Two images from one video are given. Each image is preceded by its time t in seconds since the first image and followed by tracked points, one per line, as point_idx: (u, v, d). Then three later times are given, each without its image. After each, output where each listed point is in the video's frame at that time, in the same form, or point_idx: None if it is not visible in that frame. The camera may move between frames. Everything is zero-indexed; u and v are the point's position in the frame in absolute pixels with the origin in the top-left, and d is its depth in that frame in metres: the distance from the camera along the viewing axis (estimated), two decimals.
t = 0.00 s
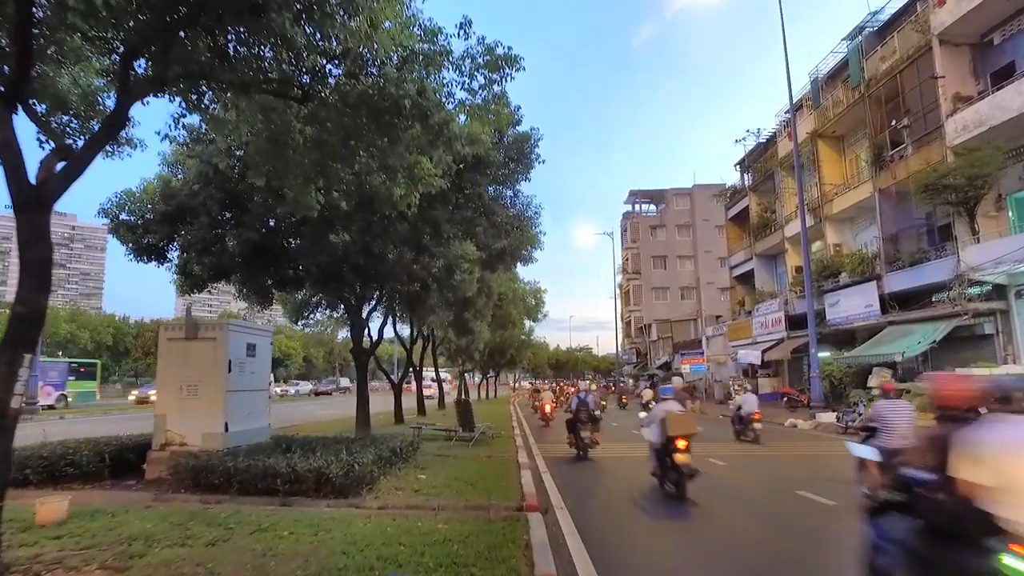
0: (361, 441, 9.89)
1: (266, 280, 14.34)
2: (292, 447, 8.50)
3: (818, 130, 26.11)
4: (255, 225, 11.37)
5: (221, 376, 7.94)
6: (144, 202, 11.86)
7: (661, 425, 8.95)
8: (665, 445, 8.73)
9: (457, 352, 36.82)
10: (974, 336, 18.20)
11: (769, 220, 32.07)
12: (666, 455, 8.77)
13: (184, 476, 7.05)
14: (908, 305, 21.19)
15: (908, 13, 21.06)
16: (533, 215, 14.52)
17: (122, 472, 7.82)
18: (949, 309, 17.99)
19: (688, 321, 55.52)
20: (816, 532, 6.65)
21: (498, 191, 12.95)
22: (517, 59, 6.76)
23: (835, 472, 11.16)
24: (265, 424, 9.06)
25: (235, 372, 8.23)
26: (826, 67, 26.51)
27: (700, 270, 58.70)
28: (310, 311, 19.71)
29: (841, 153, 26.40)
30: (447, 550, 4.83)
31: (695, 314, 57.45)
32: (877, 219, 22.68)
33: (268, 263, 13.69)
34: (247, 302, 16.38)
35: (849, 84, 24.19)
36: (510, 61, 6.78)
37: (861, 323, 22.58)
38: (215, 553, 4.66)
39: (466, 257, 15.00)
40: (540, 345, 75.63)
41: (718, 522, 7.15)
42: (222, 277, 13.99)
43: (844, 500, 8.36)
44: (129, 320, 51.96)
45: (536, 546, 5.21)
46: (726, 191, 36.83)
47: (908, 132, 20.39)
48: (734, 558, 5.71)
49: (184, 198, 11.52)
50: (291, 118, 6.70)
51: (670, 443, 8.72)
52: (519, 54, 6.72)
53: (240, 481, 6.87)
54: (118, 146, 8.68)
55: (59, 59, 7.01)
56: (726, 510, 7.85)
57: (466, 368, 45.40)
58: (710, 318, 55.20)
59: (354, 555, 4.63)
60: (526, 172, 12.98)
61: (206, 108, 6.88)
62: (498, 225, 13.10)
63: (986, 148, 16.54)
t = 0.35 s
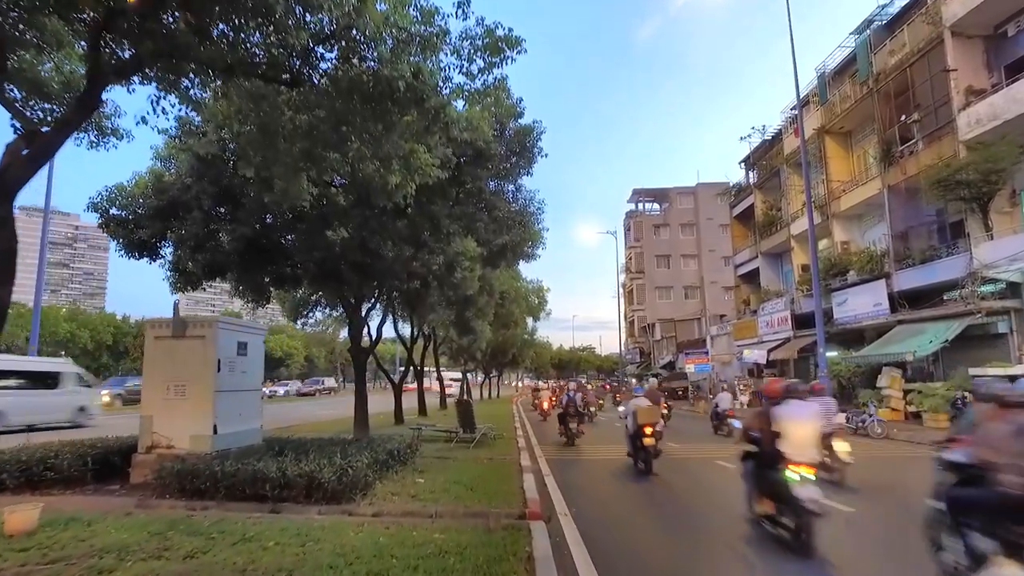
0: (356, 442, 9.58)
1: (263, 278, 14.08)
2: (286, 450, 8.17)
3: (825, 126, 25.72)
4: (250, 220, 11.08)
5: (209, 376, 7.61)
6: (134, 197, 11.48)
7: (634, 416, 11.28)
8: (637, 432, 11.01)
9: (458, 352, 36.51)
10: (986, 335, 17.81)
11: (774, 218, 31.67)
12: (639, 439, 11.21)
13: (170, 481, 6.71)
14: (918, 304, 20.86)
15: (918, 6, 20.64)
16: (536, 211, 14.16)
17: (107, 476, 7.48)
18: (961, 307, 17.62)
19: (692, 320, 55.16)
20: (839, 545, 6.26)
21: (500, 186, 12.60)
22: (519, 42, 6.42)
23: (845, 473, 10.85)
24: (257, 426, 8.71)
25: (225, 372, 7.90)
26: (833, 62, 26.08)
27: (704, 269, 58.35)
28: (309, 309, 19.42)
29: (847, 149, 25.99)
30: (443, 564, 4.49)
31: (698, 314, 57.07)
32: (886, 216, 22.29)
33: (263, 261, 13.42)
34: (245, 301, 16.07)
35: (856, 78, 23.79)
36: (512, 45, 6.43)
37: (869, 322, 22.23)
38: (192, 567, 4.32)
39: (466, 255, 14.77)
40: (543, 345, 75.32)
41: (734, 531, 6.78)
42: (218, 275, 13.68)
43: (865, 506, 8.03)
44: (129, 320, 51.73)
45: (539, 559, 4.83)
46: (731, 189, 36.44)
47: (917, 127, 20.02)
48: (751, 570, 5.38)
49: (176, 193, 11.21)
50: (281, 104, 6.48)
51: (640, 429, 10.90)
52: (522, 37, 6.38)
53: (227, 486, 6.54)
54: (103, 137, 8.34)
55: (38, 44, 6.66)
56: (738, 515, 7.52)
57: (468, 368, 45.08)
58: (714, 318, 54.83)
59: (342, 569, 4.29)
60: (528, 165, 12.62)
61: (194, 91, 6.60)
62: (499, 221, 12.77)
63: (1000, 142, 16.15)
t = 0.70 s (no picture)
0: (353, 443, 9.25)
1: (260, 274, 13.77)
2: (279, 451, 7.85)
3: (833, 121, 25.35)
4: (245, 214, 10.78)
5: (199, 373, 7.30)
6: (127, 191, 11.15)
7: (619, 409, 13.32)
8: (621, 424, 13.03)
9: (460, 351, 36.17)
10: (999, 333, 17.42)
11: (780, 216, 31.31)
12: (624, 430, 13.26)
13: (154, 484, 6.39)
14: (927, 302, 20.49)
15: None
16: (540, 207, 13.84)
17: (92, 477, 7.18)
18: (974, 305, 17.24)
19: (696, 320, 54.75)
20: (862, 552, 5.90)
21: (502, 179, 12.27)
22: (520, 21, 6.10)
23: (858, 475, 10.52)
24: (250, 426, 8.38)
25: (215, 369, 7.58)
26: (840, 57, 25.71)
27: (708, 268, 57.97)
28: (308, 307, 19.11)
29: (855, 145, 25.62)
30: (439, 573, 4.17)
31: (702, 313, 56.65)
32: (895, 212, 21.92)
33: (261, 257, 13.13)
34: (243, 298, 15.77)
35: (865, 73, 23.41)
36: (514, 24, 6.11)
37: (878, 321, 21.85)
38: None
39: (467, 251, 14.51)
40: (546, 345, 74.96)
41: (750, 538, 6.42)
42: (214, 271, 13.38)
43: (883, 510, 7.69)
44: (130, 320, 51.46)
45: (542, 569, 4.49)
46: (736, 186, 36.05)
47: (927, 121, 19.65)
48: None
49: (170, 186, 10.91)
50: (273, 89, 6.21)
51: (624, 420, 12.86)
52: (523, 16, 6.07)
53: (214, 489, 6.22)
54: (91, 126, 8.01)
55: (19, 27, 6.33)
56: (750, 519, 7.19)
57: (471, 367, 44.75)
58: (719, 317, 54.43)
59: None
60: (532, 158, 12.28)
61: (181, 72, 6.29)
62: (501, 215, 12.46)
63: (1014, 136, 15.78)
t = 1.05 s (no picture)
0: (348, 449, 8.88)
1: (256, 274, 13.45)
2: (270, 458, 7.50)
3: (839, 118, 24.98)
4: (238, 211, 10.43)
5: (185, 376, 6.94)
6: (116, 186, 10.76)
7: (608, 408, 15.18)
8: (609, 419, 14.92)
9: (461, 352, 35.78)
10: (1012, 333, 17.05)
11: (785, 215, 30.90)
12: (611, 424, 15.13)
13: (135, 495, 6.02)
14: (938, 301, 20.10)
15: None
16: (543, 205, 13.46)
17: (73, 486, 6.82)
18: (987, 304, 16.86)
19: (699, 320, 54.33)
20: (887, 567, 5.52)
21: (504, 175, 11.88)
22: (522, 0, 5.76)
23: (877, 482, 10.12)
24: (240, 431, 8.03)
25: (203, 371, 7.22)
26: (846, 53, 25.35)
27: (710, 267, 57.58)
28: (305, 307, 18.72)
29: (862, 142, 25.23)
30: None
31: (705, 313, 56.16)
32: (903, 210, 21.54)
33: (255, 255, 12.79)
34: (238, 298, 15.41)
35: (872, 68, 23.06)
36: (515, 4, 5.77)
37: (886, 321, 21.48)
38: None
39: (467, 250, 14.22)
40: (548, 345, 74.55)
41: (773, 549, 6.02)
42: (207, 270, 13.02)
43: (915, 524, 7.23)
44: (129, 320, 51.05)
45: None
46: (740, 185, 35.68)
47: (937, 117, 19.31)
48: None
49: (160, 181, 10.54)
50: (261, 75, 5.89)
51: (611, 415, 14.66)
52: None
53: (198, 501, 5.85)
54: (73, 117, 7.67)
55: None
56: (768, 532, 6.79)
57: (472, 368, 44.36)
58: (722, 317, 54.01)
59: None
60: (535, 153, 11.91)
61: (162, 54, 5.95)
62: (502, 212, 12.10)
63: None
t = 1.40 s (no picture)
0: (341, 451, 8.51)
1: (251, 270, 13.09)
2: (257, 461, 7.14)
3: (846, 114, 24.59)
4: (230, 204, 10.07)
5: (167, 375, 6.57)
6: (103, 179, 10.37)
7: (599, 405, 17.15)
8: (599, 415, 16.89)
9: (462, 352, 35.38)
10: None
11: (790, 213, 30.48)
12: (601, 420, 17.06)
13: (110, 501, 5.64)
14: (948, 300, 19.71)
15: None
16: (545, 200, 13.07)
17: (48, 491, 6.46)
18: (1000, 302, 16.47)
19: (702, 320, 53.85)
20: None
21: (505, 167, 11.48)
22: None
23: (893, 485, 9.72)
24: (227, 432, 7.67)
25: (187, 370, 6.85)
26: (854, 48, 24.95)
27: (714, 267, 57.13)
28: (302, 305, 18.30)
29: (869, 139, 24.83)
30: None
31: (708, 313, 55.75)
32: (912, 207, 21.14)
33: (249, 250, 12.41)
34: (232, 296, 15.04)
35: (880, 63, 22.68)
36: None
37: (895, 320, 21.07)
38: None
39: (468, 247, 13.87)
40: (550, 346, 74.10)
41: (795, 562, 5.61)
42: (200, 266, 12.65)
43: (940, 532, 6.82)
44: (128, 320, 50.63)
45: None
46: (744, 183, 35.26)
47: (948, 111, 18.93)
48: None
49: (149, 173, 10.16)
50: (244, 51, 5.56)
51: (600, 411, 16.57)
52: None
53: (176, 507, 5.47)
54: (52, 103, 7.32)
55: None
56: (783, 542, 6.39)
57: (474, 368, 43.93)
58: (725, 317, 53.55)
59: None
60: (536, 146, 11.52)
61: (137, 27, 5.57)
62: (502, 205, 11.72)
63: None
